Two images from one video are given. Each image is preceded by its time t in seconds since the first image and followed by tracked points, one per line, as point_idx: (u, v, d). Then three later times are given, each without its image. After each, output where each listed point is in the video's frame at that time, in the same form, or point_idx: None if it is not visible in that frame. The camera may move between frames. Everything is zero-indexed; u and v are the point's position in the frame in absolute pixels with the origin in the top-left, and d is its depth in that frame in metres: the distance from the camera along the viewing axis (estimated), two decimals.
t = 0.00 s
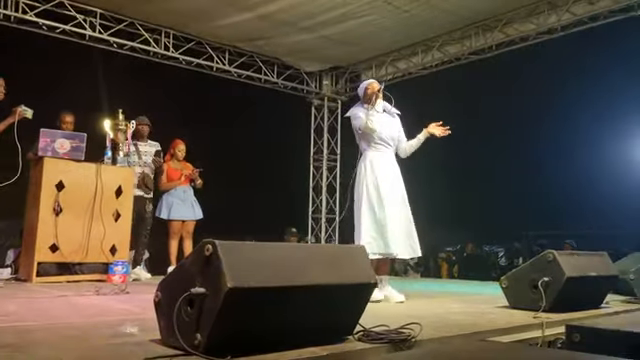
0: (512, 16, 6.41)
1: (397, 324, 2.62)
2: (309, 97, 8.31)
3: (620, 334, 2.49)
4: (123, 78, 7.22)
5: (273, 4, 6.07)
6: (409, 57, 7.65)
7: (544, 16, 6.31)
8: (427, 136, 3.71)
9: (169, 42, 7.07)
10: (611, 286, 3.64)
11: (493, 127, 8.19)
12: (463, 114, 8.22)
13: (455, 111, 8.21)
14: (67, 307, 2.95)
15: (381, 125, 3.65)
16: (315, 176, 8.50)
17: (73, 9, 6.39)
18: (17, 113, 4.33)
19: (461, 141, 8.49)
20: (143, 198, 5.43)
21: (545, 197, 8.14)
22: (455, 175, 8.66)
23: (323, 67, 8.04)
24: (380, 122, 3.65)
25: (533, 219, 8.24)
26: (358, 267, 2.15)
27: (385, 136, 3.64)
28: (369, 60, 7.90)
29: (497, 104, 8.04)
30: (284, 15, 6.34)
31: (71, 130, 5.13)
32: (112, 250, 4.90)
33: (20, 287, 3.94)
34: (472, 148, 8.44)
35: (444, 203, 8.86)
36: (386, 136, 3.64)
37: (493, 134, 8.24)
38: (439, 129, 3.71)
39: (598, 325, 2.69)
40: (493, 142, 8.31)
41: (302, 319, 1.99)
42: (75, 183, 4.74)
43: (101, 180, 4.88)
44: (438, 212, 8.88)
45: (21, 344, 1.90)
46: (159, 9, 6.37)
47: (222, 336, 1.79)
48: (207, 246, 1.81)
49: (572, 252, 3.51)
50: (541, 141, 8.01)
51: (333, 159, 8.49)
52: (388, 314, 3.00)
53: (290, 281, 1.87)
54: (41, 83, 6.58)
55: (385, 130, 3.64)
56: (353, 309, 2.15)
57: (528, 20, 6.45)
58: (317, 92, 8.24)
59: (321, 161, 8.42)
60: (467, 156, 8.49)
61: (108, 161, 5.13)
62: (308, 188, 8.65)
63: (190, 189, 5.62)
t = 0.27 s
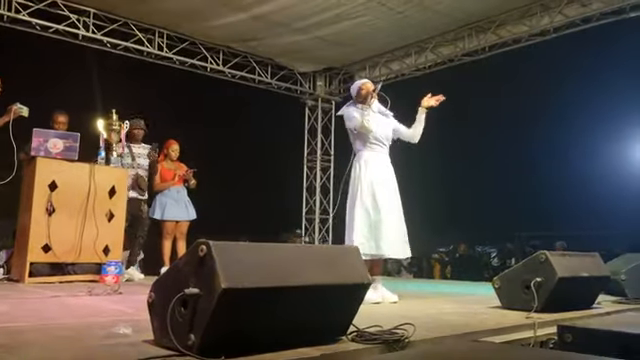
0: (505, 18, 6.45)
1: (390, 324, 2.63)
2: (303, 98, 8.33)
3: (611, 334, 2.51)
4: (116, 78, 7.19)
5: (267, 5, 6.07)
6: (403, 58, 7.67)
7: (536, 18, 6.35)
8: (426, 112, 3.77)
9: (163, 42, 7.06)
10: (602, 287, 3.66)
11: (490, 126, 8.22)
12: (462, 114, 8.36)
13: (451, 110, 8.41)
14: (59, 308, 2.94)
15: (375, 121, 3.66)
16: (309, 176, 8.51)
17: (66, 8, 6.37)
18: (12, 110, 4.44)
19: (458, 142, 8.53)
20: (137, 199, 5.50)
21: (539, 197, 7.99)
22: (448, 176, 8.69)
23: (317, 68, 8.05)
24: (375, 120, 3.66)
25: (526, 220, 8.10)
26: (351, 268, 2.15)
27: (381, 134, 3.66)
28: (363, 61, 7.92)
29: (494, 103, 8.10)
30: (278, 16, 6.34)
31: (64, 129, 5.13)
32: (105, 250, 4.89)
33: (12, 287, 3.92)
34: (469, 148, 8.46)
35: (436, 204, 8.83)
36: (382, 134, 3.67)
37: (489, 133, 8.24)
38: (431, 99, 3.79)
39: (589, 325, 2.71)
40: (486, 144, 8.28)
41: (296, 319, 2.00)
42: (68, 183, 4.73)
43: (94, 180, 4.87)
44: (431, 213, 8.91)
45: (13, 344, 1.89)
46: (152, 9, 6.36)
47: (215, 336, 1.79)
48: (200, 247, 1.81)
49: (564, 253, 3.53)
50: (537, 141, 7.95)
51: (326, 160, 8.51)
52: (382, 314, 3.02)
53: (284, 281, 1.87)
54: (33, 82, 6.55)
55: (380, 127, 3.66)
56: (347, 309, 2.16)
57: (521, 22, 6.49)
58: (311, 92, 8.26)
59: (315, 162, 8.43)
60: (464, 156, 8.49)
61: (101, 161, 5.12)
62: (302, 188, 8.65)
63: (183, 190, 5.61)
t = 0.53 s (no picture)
0: (500, 19, 6.46)
1: (386, 324, 2.64)
2: (299, 98, 8.35)
3: (605, 334, 2.52)
4: (112, 78, 7.17)
5: (263, 5, 6.06)
6: (399, 59, 7.70)
7: (532, 19, 6.37)
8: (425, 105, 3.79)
9: (159, 42, 7.04)
10: (597, 287, 3.68)
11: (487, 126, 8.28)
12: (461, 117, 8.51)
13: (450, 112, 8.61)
14: (55, 307, 2.94)
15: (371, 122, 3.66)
16: (305, 176, 8.55)
17: (62, 8, 6.35)
18: (10, 109, 4.44)
19: (455, 142, 8.63)
20: (128, 198, 5.41)
21: (537, 198, 7.84)
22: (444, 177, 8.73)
23: (313, 68, 8.05)
24: (371, 121, 3.66)
25: (523, 220, 7.94)
26: (346, 268, 2.15)
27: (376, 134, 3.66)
28: (359, 62, 7.93)
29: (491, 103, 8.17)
30: (274, 16, 6.33)
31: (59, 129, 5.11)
32: (100, 250, 4.88)
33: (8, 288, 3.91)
34: (465, 148, 8.49)
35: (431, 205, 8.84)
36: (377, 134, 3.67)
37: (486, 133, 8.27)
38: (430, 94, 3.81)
39: (585, 325, 2.72)
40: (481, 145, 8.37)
41: (292, 320, 2.00)
42: (63, 183, 4.71)
43: (90, 180, 4.85)
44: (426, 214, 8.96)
45: (9, 345, 1.88)
46: (148, 8, 6.34)
47: (211, 336, 1.79)
48: (196, 247, 1.81)
49: (559, 253, 3.54)
50: (534, 140, 7.86)
51: (322, 160, 8.55)
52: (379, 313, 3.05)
53: (280, 281, 1.87)
54: (28, 82, 6.52)
55: (375, 128, 3.66)
56: (342, 309, 2.16)
57: (516, 23, 6.51)
58: (307, 93, 8.29)
59: (311, 162, 8.48)
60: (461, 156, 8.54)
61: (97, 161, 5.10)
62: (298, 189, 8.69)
63: (179, 190, 5.61)
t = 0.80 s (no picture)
0: (496, 20, 6.47)
1: (382, 325, 2.63)
2: (296, 99, 8.35)
3: (600, 335, 2.53)
4: (108, 78, 7.16)
5: (260, 5, 6.06)
6: (396, 60, 7.70)
7: (528, 20, 6.38)
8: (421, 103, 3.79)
9: (155, 43, 7.04)
10: (592, 288, 3.68)
11: (482, 126, 8.28)
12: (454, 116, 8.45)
13: (445, 112, 8.53)
14: (51, 309, 2.93)
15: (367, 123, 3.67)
16: (301, 177, 8.51)
17: (58, 8, 6.33)
18: (8, 109, 4.44)
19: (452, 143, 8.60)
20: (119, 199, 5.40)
21: (534, 198, 7.97)
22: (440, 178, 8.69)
23: (310, 69, 8.05)
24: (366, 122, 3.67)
25: (520, 220, 8.03)
26: (344, 268, 2.16)
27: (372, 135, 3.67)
28: (356, 63, 7.93)
29: (487, 104, 8.17)
30: (271, 16, 6.33)
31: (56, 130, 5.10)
32: (97, 251, 4.87)
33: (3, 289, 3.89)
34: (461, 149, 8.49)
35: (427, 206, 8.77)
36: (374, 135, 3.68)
37: (482, 133, 8.30)
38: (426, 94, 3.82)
39: (581, 326, 2.72)
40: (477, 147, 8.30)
41: (289, 321, 2.00)
42: (59, 183, 4.71)
43: (86, 180, 4.85)
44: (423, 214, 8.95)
45: (6, 346, 1.88)
46: (145, 8, 6.33)
47: (208, 337, 1.79)
48: (194, 248, 1.81)
49: (555, 254, 3.55)
50: (531, 141, 7.98)
51: (319, 161, 8.52)
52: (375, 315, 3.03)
53: (276, 282, 1.88)
54: (24, 82, 6.51)
55: (371, 129, 3.67)
56: (339, 310, 2.16)
57: (512, 25, 6.52)
58: (304, 93, 8.26)
59: (307, 163, 8.45)
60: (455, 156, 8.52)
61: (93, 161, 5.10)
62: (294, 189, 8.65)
63: (176, 192, 5.60)
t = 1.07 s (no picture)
0: (494, 21, 6.49)
1: (380, 326, 2.63)
2: (294, 100, 8.35)
3: (598, 336, 2.54)
4: (106, 79, 7.15)
5: (259, 6, 6.07)
6: (394, 61, 7.71)
7: (526, 22, 6.39)
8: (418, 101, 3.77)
9: (154, 43, 7.03)
10: (590, 289, 3.69)
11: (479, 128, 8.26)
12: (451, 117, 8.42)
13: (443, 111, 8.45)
14: (49, 310, 2.92)
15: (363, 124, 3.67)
16: (299, 177, 8.48)
17: (56, 8, 6.33)
18: (8, 109, 4.43)
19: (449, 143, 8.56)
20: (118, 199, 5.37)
21: (532, 199, 8.09)
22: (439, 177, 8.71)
23: (308, 69, 8.05)
24: (364, 123, 3.67)
25: (518, 221, 8.11)
26: (343, 269, 2.17)
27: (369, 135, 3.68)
28: (354, 64, 7.93)
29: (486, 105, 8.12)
30: (269, 17, 6.33)
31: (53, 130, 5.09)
32: (94, 252, 4.86)
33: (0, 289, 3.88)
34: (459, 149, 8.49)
35: (427, 205, 8.77)
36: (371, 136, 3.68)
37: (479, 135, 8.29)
38: (422, 91, 3.81)
39: (578, 326, 2.73)
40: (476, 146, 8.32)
41: (288, 321, 2.00)
42: (57, 184, 4.70)
43: (84, 181, 4.84)
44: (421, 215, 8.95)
45: (4, 346, 1.89)
46: (143, 9, 6.33)
47: (207, 338, 1.79)
48: (193, 249, 1.81)
49: (553, 255, 3.55)
50: (528, 142, 8.02)
51: (316, 162, 8.51)
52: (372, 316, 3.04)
53: (275, 284, 1.88)
54: (22, 82, 6.49)
55: (368, 130, 3.67)
56: (338, 310, 2.17)
57: (510, 26, 6.53)
58: (302, 94, 8.26)
59: (305, 164, 8.43)
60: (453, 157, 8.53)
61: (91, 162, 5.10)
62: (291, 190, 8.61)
63: (174, 193, 5.59)
